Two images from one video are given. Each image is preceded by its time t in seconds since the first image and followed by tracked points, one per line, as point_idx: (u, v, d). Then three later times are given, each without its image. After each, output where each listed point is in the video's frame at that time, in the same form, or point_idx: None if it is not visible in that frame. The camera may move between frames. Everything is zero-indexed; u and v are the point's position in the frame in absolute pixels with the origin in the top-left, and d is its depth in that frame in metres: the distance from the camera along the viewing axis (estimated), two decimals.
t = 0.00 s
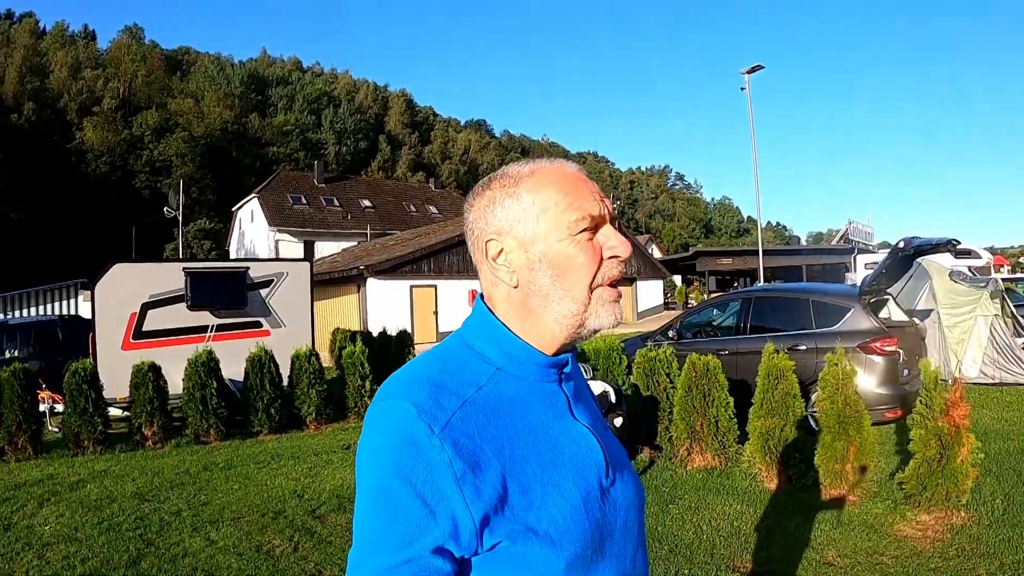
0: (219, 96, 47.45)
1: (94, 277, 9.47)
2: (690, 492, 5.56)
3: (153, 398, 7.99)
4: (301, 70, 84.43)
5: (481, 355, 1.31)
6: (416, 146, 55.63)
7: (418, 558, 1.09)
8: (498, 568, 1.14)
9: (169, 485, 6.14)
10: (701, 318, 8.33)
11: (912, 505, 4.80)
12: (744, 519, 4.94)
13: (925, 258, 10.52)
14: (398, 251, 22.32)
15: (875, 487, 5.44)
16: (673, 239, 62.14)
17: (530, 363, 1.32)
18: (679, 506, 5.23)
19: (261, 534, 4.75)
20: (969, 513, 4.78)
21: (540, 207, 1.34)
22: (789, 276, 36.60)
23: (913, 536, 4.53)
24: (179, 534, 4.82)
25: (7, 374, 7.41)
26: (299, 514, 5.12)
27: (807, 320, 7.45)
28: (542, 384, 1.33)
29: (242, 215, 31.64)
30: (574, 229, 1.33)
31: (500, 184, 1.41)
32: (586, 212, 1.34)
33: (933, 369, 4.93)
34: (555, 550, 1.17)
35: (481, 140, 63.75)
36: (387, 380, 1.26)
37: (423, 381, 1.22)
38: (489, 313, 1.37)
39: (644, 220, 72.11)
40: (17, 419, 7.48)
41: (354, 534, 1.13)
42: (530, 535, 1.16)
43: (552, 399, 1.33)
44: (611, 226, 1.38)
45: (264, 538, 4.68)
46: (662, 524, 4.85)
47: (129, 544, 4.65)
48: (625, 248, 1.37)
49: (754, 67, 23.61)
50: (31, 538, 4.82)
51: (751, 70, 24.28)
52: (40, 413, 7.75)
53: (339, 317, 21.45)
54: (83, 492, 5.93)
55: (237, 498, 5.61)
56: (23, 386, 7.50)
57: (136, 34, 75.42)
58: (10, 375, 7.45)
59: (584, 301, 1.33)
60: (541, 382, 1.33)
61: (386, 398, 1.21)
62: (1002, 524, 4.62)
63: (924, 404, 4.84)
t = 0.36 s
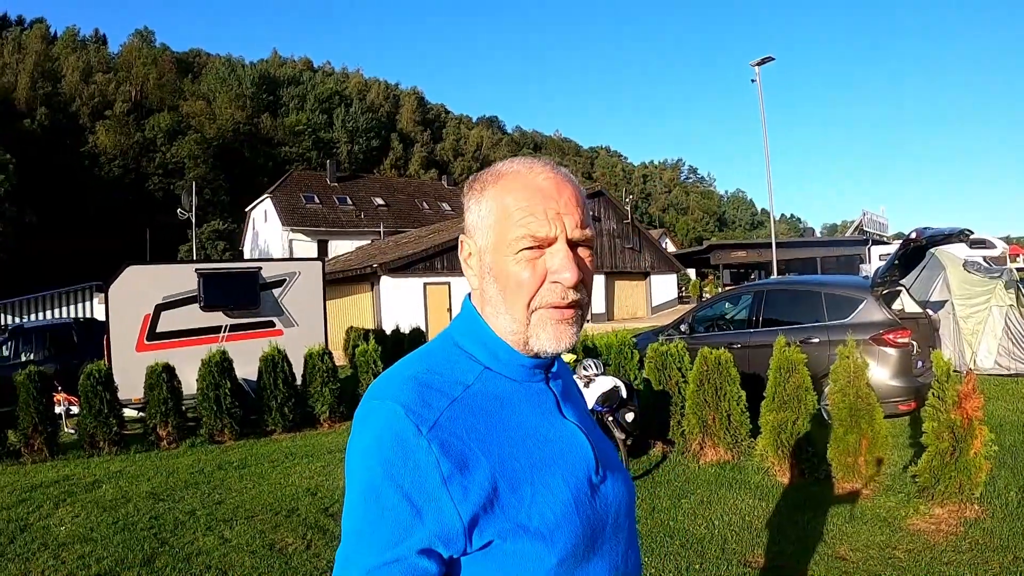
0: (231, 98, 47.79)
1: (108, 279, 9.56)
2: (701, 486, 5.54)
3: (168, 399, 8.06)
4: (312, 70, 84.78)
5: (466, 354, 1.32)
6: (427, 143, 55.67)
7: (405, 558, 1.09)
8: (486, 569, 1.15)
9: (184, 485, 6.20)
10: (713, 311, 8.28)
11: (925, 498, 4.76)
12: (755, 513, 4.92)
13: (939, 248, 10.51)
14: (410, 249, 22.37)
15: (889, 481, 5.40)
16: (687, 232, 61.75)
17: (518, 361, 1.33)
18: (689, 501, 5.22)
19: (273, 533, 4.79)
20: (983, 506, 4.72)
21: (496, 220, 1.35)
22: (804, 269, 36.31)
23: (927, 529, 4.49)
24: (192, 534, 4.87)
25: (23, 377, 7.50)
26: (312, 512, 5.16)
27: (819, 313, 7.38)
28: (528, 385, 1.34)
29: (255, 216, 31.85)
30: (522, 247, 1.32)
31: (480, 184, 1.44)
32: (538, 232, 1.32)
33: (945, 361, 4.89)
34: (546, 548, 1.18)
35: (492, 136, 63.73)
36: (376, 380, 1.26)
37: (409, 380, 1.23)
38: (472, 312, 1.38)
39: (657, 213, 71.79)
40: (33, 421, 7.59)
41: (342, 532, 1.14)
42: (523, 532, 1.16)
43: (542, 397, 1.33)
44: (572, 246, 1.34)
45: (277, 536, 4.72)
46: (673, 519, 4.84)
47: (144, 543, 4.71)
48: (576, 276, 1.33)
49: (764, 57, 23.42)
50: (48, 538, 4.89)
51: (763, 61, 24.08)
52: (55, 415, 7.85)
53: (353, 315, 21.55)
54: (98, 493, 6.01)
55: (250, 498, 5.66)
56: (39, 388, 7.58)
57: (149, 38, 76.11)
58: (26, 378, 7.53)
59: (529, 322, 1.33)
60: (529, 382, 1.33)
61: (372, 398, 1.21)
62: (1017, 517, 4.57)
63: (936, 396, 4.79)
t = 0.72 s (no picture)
0: (228, 98, 47.78)
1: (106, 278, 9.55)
2: (700, 486, 5.55)
3: (166, 398, 8.06)
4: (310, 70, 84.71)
5: (474, 351, 1.32)
6: (425, 143, 55.66)
7: (415, 555, 1.09)
8: (493, 568, 1.15)
9: (183, 484, 6.20)
10: (711, 312, 8.29)
11: (923, 498, 4.77)
12: (754, 513, 4.91)
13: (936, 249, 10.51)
14: (408, 249, 22.37)
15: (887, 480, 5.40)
16: (685, 233, 61.79)
17: (526, 358, 1.33)
18: (688, 500, 5.23)
19: (272, 532, 4.79)
20: (981, 506, 4.72)
21: (505, 220, 1.35)
22: (801, 269, 36.36)
23: (924, 529, 4.49)
24: (191, 533, 4.87)
25: (21, 376, 7.47)
26: (311, 512, 5.17)
27: (817, 313, 7.39)
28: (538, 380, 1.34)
29: (253, 215, 31.85)
30: (531, 246, 1.32)
31: (491, 181, 1.44)
32: (549, 230, 1.31)
33: (943, 361, 4.89)
34: (554, 545, 1.18)
35: (490, 137, 63.79)
36: (383, 375, 1.27)
37: (418, 379, 1.22)
38: (481, 309, 1.39)
39: (655, 214, 71.86)
40: (31, 420, 7.58)
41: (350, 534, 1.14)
42: (530, 532, 1.16)
43: (550, 395, 1.33)
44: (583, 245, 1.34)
45: (275, 535, 4.72)
46: (672, 519, 4.85)
47: (143, 543, 4.70)
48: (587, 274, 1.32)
49: (762, 59, 23.46)
50: (45, 538, 4.87)
51: (761, 62, 24.12)
52: (52, 414, 7.83)
53: (350, 315, 21.56)
54: (95, 492, 5.99)
55: (248, 498, 5.65)
56: (37, 387, 7.55)
57: (146, 37, 76.08)
58: (24, 377, 7.51)
59: (537, 322, 1.32)
60: (538, 380, 1.33)
61: (379, 395, 1.22)
62: (1014, 516, 4.58)
63: (934, 396, 4.80)
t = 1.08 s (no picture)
0: (226, 96, 47.73)
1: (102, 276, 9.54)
2: (698, 485, 5.55)
3: (162, 397, 8.04)
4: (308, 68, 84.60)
5: (458, 355, 1.32)
6: (423, 141, 55.65)
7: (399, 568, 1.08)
8: None
9: (179, 482, 6.20)
10: (709, 310, 8.32)
11: (923, 498, 4.78)
12: (753, 513, 4.91)
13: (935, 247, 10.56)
14: (406, 247, 22.39)
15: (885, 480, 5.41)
16: (683, 231, 61.85)
17: (511, 362, 1.33)
18: (686, 500, 5.23)
19: (268, 531, 4.78)
20: (981, 506, 4.73)
21: (497, 214, 1.34)
22: (800, 268, 36.39)
23: (924, 529, 4.49)
24: (186, 533, 4.85)
25: (17, 375, 7.48)
26: (306, 511, 5.16)
27: (816, 312, 7.40)
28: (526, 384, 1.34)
29: (251, 213, 31.82)
30: (522, 241, 1.31)
31: (478, 176, 1.43)
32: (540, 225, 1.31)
33: (943, 361, 4.90)
34: (539, 559, 1.17)
35: (489, 135, 63.82)
36: (362, 381, 1.26)
37: (396, 382, 1.23)
38: (468, 308, 1.39)
39: (653, 212, 71.86)
40: (26, 419, 7.56)
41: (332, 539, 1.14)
42: (513, 545, 1.15)
43: (537, 401, 1.33)
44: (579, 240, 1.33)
45: (271, 535, 4.71)
46: (670, 518, 4.86)
47: (138, 542, 4.69)
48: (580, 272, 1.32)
49: (761, 56, 23.49)
50: (40, 537, 4.87)
51: (760, 60, 24.15)
52: (48, 413, 7.81)
53: (347, 314, 21.60)
54: (90, 491, 5.99)
55: (245, 496, 5.65)
56: (33, 386, 7.55)
57: (144, 35, 75.95)
58: (20, 376, 7.52)
59: (530, 322, 1.32)
60: (524, 384, 1.33)
61: (358, 399, 1.22)
62: (1014, 516, 4.58)
63: (934, 395, 4.81)
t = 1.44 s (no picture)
0: (225, 91, 47.69)
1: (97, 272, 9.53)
2: (697, 484, 5.56)
3: (156, 393, 8.04)
4: (308, 63, 84.53)
5: (398, 358, 1.30)
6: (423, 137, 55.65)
7: None
8: None
9: (172, 480, 6.20)
10: (708, 306, 8.33)
11: (926, 498, 4.78)
12: (753, 513, 4.91)
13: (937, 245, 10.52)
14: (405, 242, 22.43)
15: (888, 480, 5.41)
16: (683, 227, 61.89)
17: (456, 368, 1.30)
18: (685, 499, 5.23)
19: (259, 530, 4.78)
20: (983, 507, 4.73)
21: (477, 196, 1.32)
22: (799, 264, 36.42)
23: (927, 532, 4.48)
24: (178, 531, 4.85)
25: (10, 371, 7.48)
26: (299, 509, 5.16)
27: (816, 309, 7.40)
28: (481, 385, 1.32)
29: (249, 209, 31.81)
30: (515, 226, 1.31)
31: (436, 156, 1.39)
32: (534, 205, 1.32)
33: (945, 360, 4.89)
34: None
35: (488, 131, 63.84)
36: (291, 387, 1.23)
37: (323, 383, 1.21)
38: (416, 312, 1.37)
39: (652, 208, 71.93)
40: (18, 415, 7.55)
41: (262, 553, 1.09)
42: (442, 568, 1.10)
43: (482, 405, 1.30)
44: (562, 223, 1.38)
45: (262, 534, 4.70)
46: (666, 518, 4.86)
47: (128, 541, 4.69)
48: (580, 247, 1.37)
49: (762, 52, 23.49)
50: (30, 536, 4.86)
51: (760, 55, 24.15)
52: (42, 409, 7.80)
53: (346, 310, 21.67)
54: (82, 489, 5.99)
55: (238, 495, 5.64)
56: (26, 382, 7.56)
57: (143, 30, 75.81)
58: (13, 372, 7.52)
59: (530, 305, 1.33)
60: (468, 384, 1.30)
61: (286, 402, 1.19)
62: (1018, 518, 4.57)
63: (937, 395, 4.81)
